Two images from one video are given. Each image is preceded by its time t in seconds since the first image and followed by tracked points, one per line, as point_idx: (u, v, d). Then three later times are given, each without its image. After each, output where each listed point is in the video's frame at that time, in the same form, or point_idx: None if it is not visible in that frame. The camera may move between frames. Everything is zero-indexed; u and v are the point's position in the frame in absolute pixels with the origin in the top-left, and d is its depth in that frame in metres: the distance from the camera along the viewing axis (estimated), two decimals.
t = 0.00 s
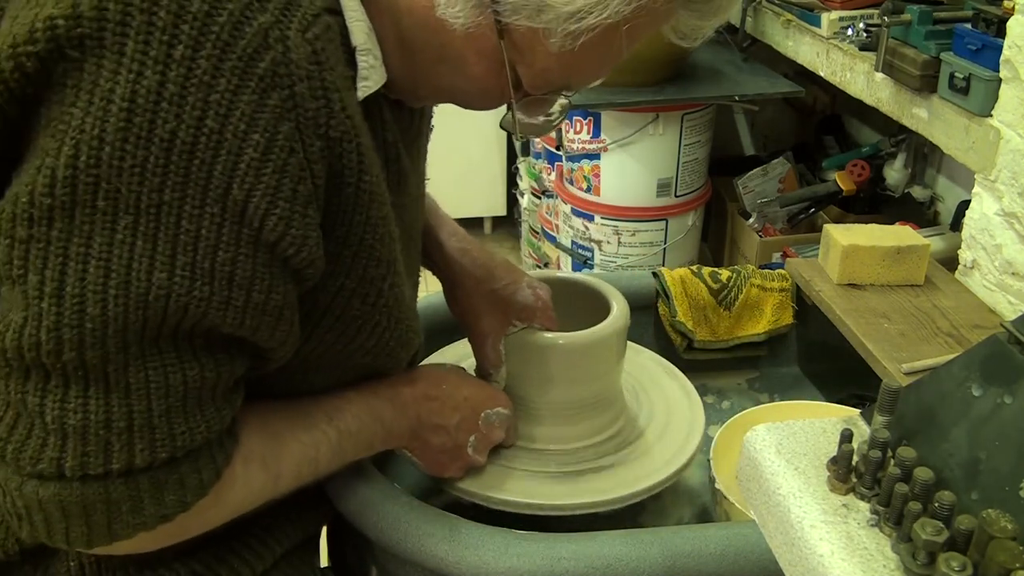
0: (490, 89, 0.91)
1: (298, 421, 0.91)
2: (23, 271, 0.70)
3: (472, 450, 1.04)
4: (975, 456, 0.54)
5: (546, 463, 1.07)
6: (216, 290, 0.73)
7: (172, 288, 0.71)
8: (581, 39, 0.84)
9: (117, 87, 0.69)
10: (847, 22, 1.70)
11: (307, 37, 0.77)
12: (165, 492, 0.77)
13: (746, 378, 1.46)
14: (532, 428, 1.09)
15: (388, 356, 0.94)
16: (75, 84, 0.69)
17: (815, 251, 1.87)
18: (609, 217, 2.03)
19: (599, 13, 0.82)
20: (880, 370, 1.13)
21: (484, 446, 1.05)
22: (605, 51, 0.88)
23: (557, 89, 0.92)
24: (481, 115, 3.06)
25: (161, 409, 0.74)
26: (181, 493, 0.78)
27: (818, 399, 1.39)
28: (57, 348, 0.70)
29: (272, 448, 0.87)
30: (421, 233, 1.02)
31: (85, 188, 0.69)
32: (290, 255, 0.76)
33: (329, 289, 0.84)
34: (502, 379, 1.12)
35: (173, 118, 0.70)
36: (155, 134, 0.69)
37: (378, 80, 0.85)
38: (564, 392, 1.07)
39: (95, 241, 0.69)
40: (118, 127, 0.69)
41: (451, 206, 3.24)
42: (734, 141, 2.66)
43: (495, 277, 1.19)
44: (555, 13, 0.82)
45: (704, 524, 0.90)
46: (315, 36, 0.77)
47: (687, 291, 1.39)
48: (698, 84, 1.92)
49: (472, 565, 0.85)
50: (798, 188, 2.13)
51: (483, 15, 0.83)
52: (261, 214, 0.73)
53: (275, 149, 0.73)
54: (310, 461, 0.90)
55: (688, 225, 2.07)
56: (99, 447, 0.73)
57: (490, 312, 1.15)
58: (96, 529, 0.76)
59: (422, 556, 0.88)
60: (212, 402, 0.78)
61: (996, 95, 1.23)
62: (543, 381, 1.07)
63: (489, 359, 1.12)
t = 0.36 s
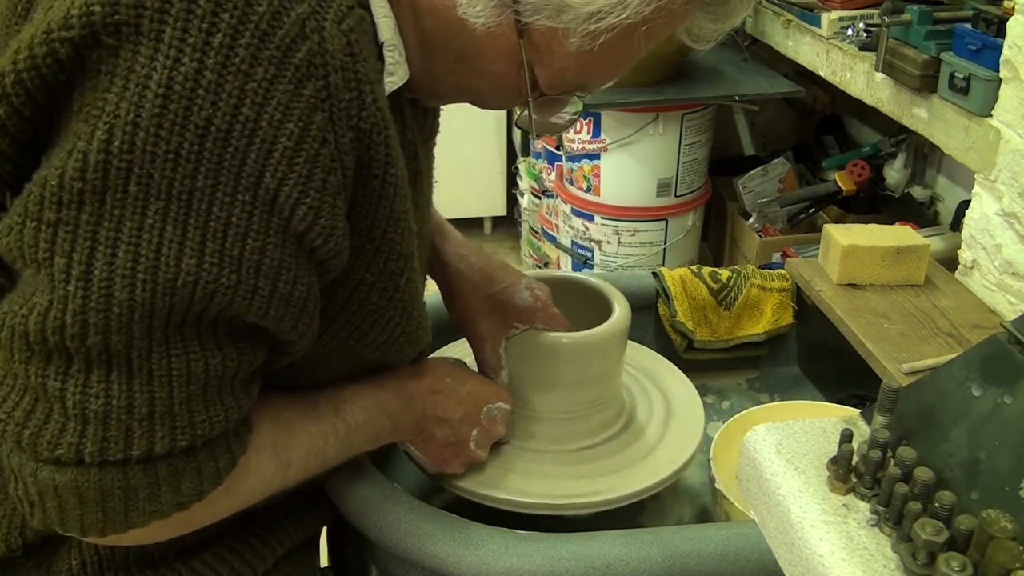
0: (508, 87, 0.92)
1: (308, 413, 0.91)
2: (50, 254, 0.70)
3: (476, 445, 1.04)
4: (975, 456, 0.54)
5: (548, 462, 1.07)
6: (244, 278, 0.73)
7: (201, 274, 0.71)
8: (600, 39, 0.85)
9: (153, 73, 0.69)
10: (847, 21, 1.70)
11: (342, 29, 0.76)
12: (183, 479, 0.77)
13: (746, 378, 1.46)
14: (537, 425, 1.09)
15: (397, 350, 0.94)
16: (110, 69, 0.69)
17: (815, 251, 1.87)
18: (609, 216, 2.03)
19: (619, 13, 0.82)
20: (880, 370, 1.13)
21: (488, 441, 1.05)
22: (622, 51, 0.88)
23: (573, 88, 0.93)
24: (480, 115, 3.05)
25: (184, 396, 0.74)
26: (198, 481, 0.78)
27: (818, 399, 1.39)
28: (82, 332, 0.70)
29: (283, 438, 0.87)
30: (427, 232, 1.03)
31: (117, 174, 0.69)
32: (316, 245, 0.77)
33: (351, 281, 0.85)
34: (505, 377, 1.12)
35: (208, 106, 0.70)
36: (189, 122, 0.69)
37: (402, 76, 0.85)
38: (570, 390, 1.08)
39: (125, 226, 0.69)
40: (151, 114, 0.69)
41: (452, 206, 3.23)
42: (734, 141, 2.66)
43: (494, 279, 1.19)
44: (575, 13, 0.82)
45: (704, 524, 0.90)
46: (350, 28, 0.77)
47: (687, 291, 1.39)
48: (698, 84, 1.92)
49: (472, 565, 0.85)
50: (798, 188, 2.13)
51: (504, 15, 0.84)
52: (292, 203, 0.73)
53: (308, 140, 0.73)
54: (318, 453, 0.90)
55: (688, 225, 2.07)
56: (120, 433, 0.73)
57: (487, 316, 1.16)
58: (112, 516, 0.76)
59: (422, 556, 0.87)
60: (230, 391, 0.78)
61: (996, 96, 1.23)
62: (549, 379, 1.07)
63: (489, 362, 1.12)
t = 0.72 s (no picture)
0: (512, 88, 0.92)
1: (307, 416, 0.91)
2: (61, 254, 0.70)
3: (477, 447, 1.04)
4: (974, 456, 0.54)
5: (547, 463, 1.07)
6: (254, 277, 0.73)
7: (212, 273, 0.71)
8: (606, 41, 0.85)
9: (164, 73, 0.69)
10: (848, 21, 1.70)
11: (353, 30, 0.76)
12: (189, 476, 0.77)
13: (746, 378, 1.46)
14: (539, 426, 1.09)
15: (400, 351, 0.94)
16: (121, 69, 0.69)
17: (815, 251, 1.87)
18: (609, 217, 2.03)
19: (624, 16, 0.82)
20: (880, 370, 1.13)
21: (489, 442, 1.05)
22: (627, 53, 0.88)
23: (577, 90, 0.94)
24: (480, 115, 3.05)
25: (192, 395, 0.74)
26: (204, 479, 0.78)
27: (817, 399, 1.39)
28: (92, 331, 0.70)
29: (286, 437, 0.87)
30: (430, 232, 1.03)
31: (128, 173, 0.69)
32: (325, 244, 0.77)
33: (358, 281, 0.85)
34: (506, 377, 1.12)
35: (220, 106, 0.70)
36: (201, 122, 0.69)
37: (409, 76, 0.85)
38: (572, 391, 1.07)
39: (136, 226, 0.69)
40: (163, 114, 0.69)
41: (453, 206, 3.24)
42: (733, 141, 2.66)
43: (495, 279, 1.19)
44: (580, 15, 0.82)
45: (704, 524, 0.90)
46: (360, 28, 0.77)
47: (687, 291, 1.39)
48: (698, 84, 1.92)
49: (472, 565, 0.85)
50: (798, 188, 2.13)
51: (510, 17, 0.83)
52: (303, 203, 0.73)
53: (318, 140, 0.73)
54: (320, 453, 0.90)
55: (688, 225, 2.06)
56: (129, 431, 0.73)
57: (488, 316, 1.16)
58: (118, 513, 0.76)
59: (422, 555, 0.87)
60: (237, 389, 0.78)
61: (996, 96, 1.23)
62: (551, 380, 1.07)
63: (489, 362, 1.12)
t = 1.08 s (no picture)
0: (515, 90, 0.92)
1: (312, 417, 0.91)
2: (69, 253, 0.70)
3: (478, 448, 1.04)
4: (974, 456, 0.54)
5: (548, 462, 1.07)
6: (262, 276, 0.73)
7: (220, 272, 0.71)
8: (611, 43, 0.85)
9: (174, 73, 0.69)
10: (848, 21, 1.70)
11: (361, 30, 0.76)
12: (194, 474, 0.77)
13: (746, 378, 1.46)
14: (541, 426, 1.09)
15: (403, 352, 0.94)
16: (131, 69, 0.69)
17: (815, 251, 1.87)
18: (609, 217, 2.03)
19: (630, 17, 0.82)
20: (879, 370, 1.13)
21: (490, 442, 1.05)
22: (632, 54, 0.88)
23: (580, 92, 0.94)
24: (480, 115, 3.05)
25: (199, 394, 0.74)
26: (209, 477, 0.78)
27: (817, 399, 1.39)
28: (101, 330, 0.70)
29: (289, 437, 0.87)
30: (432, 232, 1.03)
31: (137, 172, 0.69)
32: (332, 243, 0.77)
33: (363, 280, 0.85)
34: (507, 377, 1.12)
35: (230, 106, 0.70)
36: (211, 122, 0.69)
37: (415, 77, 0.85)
38: (574, 390, 1.08)
39: (145, 225, 0.69)
40: (173, 113, 0.69)
41: (454, 206, 3.24)
42: (733, 141, 2.66)
43: (495, 280, 1.19)
44: (587, 16, 0.82)
45: (705, 524, 0.90)
46: (369, 29, 0.77)
47: (687, 291, 1.39)
48: (698, 84, 1.92)
49: (472, 565, 0.85)
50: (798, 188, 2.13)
51: (516, 18, 0.83)
52: (311, 202, 0.73)
53: (326, 139, 0.73)
54: (322, 454, 0.90)
55: (688, 225, 2.06)
56: (136, 429, 0.73)
57: (487, 317, 1.16)
58: (124, 512, 0.75)
59: (422, 555, 0.87)
60: (243, 387, 0.78)
61: (996, 96, 1.23)
62: (552, 379, 1.07)
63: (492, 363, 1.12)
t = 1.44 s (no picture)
0: (515, 91, 0.92)
1: (313, 419, 0.91)
2: (70, 255, 0.70)
3: (478, 449, 1.04)
4: (974, 456, 0.54)
5: (547, 462, 1.07)
6: (263, 278, 0.73)
7: (221, 274, 0.71)
8: (612, 45, 0.85)
9: (175, 76, 0.69)
10: (848, 21, 1.70)
11: (362, 32, 0.76)
12: (195, 476, 0.77)
13: (746, 378, 1.46)
14: (541, 426, 1.09)
15: (403, 353, 0.94)
16: (133, 71, 0.69)
17: (815, 251, 1.87)
18: (609, 216, 2.03)
19: (631, 20, 0.82)
20: (880, 370, 1.13)
21: (490, 443, 1.05)
22: (633, 56, 0.89)
23: (580, 94, 0.94)
24: (480, 115, 3.04)
25: (199, 395, 0.74)
26: (210, 479, 0.78)
27: (817, 399, 1.39)
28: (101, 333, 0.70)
29: (288, 439, 0.87)
30: (432, 232, 1.03)
31: (138, 175, 0.69)
32: (333, 245, 0.77)
33: (364, 282, 0.85)
34: (506, 377, 1.12)
35: (231, 108, 0.70)
36: (212, 124, 0.69)
37: (416, 78, 0.85)
38: (575, 391, 1.08)
39: (146, 227, 0.69)
40: (174, 116, 0.69)
41: (454, 206, 3.24)
42: (733, 141, 2.66)
43: (495, 280, 1.19)
44: (588, 18, 0.82)
45: (705, 524, 0.90)
46: (369, 31, 0.77)
47: (687, 291, 1.39)
48: (698, 84, 1.93)
49: (472, 565, 0.85)
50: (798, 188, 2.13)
51: (518, 20, 0.83)
52: (312, 204, 0.73)
53: (327, 141, 0.73)
54: (322, 455, 0.90)
55: (688, 225, 2.06)
56: (137, 430, 0.73)
57: (488, 317, 1.16)
58: (124, 513, 0.75)
59: (422, 556, 0.87)
60: (244, 388, 0.78)
61: (996, 96, 1.23)
62: (551, 380, 1.07)
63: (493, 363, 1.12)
